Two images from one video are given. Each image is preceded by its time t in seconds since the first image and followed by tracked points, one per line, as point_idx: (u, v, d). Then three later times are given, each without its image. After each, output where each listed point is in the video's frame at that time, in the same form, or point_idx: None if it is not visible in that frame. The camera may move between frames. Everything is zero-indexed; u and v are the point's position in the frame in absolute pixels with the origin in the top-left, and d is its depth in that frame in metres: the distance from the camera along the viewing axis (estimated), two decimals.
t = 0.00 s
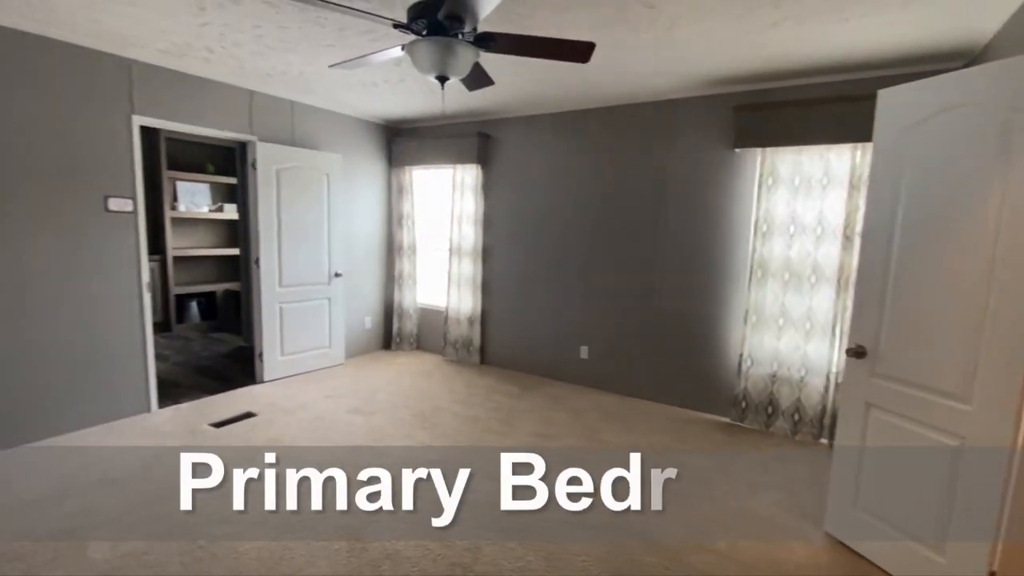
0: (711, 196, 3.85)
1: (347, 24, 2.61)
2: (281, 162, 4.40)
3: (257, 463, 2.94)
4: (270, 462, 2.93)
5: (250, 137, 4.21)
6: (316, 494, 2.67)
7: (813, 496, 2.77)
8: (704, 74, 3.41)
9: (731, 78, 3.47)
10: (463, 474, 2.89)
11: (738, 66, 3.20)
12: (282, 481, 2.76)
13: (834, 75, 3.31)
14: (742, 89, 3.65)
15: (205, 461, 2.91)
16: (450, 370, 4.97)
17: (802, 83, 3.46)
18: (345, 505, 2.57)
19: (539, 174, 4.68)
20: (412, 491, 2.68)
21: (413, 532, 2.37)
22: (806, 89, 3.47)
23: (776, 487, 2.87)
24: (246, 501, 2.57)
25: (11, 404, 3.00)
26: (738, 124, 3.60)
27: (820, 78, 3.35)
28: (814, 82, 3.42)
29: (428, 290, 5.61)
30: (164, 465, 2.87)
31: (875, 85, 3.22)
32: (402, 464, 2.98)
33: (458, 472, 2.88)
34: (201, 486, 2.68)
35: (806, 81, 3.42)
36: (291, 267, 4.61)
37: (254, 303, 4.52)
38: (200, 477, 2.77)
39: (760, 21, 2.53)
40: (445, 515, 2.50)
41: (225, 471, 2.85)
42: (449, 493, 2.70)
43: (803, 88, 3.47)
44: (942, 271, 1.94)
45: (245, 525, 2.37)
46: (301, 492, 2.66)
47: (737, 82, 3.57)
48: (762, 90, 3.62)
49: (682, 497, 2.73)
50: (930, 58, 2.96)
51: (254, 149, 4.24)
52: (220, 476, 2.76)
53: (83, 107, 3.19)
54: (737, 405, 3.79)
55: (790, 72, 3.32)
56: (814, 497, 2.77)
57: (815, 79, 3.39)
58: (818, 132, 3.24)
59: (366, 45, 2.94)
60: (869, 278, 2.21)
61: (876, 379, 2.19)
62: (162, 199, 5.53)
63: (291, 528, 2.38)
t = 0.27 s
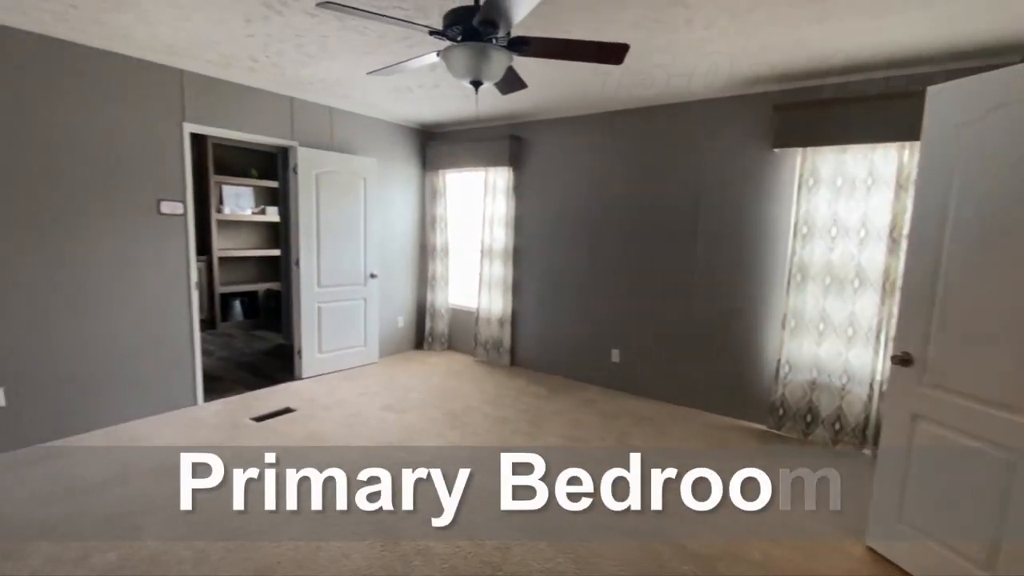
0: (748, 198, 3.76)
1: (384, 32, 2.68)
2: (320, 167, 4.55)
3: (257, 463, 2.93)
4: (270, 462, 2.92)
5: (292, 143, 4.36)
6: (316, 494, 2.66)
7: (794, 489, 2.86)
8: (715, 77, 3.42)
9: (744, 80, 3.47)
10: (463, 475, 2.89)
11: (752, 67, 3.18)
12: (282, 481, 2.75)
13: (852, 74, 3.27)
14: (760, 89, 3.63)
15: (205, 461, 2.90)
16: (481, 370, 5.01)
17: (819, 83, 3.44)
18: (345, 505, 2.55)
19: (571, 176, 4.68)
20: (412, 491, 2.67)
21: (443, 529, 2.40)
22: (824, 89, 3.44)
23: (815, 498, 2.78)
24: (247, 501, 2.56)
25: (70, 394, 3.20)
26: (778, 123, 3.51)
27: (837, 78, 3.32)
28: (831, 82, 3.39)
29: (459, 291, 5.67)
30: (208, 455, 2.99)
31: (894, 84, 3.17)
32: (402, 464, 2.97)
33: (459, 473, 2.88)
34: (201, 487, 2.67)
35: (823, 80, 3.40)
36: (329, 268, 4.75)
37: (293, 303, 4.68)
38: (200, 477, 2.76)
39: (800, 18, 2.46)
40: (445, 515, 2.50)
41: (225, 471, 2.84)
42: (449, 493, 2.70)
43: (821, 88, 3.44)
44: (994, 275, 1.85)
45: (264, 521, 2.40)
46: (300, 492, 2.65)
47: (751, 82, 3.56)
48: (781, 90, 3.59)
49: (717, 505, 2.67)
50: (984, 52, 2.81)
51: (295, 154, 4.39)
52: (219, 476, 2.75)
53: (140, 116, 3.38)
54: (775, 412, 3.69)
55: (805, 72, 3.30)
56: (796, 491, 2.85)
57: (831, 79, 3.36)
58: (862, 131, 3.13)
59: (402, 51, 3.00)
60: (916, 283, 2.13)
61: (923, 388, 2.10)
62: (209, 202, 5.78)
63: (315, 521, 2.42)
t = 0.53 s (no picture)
0: (783, 199, 3.68)
1: (417, 39, 2.75)
2: (354, 170, 4.66)
3: (257, 463, 2.91)
4: (271, 462, 2.90)
5: (327, 147, 4.49)
6: (316, 494, 2.63)
7: (785, 485, 2.90)
8: (718, 78, 3.43)
9: (745, 81, 3.50)
10: (463, 475, 2.90)
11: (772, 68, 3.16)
12: (282, 481, 2.72)
13: (854, 78, 3.29)
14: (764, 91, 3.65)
15: (206, 460, 2.88)
16: (508, 372, 5.04)
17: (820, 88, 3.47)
18: (346, 505, 2.53)
19: (601, 178, 4.66)
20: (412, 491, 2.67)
21: (470, 527, 2.42)
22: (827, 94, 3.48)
23: (852, 509, 2.69)
24: (247, 501, 2.53)
25: (120, 387, 3.38)
26: (815, 123, 3.42)
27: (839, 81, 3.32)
28: (832, 86, 3.42)
29: (487, 293, 5.72)
30: (246, 448, 3.10)
31: (891, 90, 3.19)
32: (402, 464, 2.96)
33: (458, 473, 2.88)
34: (201, 487, 2.64)
35: (824, 84, 3.42)
36: (362, 268, 4.86)
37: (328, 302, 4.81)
38: (201, 477, 2.73)
39: (839, 15, 2.40)
40: (445, 516, 2.49)
41: (226, 471, 2.82)
42: (450, 493, 2.70)
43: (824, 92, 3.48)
44: None
45: (294, 513, 2.45)
46: (301, 492, 2.63)
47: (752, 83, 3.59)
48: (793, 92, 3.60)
49: (749, 515, 2.61)
50: None
51: (330, 159, 4.52)
52: (219, 476, 2.72)
53: (187, 123, 3.55)
54: (810, 420, 3.60)
55: (806, 74, 3.31)
56: (788, 488, 2.90)
57: (832, 83, 3.39)
58: (904, 131, 3.03)
59: (434, 57, 3.06)
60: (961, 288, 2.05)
61: (968, 396, 2.02)
62: (249, 204, 6.00)
63: (333, 515, 2.46)
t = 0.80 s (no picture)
0: (817, 200, 3.59)
1: (446, 44, 2.79)
2: (385, 173, 4.76)
3: (257, 463, 2.91)
4: (271, 462, 2.91)
5: (358, 151, 4.59)
6: (316, 494, 2.63)
7: (786, 485, 2.92)
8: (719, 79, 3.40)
9: (745, 82, 3.48)
10: (463, 475, 2.90)
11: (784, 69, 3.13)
12: (282, 481, 2.73)
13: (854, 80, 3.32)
14: (762, 92, 3.65)
15: (205, 461, 2.88)
16: (533, 373, 5.05)
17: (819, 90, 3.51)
18: (345, 505, 2.53)
19: (628, 179, 4.64)
20: (412, 491, 2.66)
21: (495, 526, 2.44)
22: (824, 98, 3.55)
23: (887, 520, 2.61)
24: (247, 501, 2.53)
25: (162, 382, 3.53)
26: (851, 122, 3.33)
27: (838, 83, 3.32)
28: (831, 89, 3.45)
29: (513, 294, 5.74)
30: (279, 443, 3.19)
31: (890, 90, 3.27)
32: (402, 464, 2.97)
33: (458, 473, 2.89)
34: (201, 487, 2.63)
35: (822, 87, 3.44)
36: (391, 269, 4.96)
37: (358, 302, 4.91)
38: (201, 477, 2.73)
39: (877, 11, 2.34)
40: (445, 515, 2.49)
41: (226, 471, 2.82)
42: (450, 493, 2.71)
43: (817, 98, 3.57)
44: None
45: (293, 513, 2.45)
46: (300, 492, 2.63)
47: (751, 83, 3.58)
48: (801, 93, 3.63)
49: (778, 523, 2.56)
50: None
51: (361, 161, 4.62)
52: (220, 476, 2.72)
53: (225, 128, 3.68)
54: (845, 427, 3.49)
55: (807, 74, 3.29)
56: (788, 488, 2.92)
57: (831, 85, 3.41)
58: (947, 129, 2.92)
59: (462, 61, 3.11)
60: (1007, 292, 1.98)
61: (1013, 405, 1.95)
62: (283, 206, 6.17)
63: (332, 515, 2.46)
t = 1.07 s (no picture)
0: (850, 201, 3.50)
1: (471, 47, 2.83)
2: (410, 175, 4.83)
3: (257, 463, 2.90)
4: (271, 462, 2.91)
5: (385, 154, 4.67)
6: (316, 494, 2.62)
7: (785, 485, 2.93)
8: (720, 79, 3.38)
9: (746, 81, 3.47)
10: (463, 475, 2.89)
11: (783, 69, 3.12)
12: (281, 481, 2.72)
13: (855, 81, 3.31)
14: (763, 91, 3.64)
15: (205, 461, 2.88)
16: (556, 375, 5.04)
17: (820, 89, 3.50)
18: (345, 505, 2.52)
19: (653, 180, 4.59)
20: (412, 491, 2.66)
21: (516, 526, 2.45)
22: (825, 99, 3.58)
23: (920, 531, 2.52)
24: (247, 501, 2.51)
25: (196, 378, 3.65)
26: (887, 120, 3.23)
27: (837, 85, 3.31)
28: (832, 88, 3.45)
29: (536, 295, 5.74)
30: (306, 439, 3.26)
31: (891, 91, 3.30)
32: (402, 464, 2.97)
33: (458, 473, 2.88)
34: (201, 487, 2.62)
35: (823, 86, 3.44)
36: (416, 270, 5.02)
37: (383, 302, 4.99)
38: (201, 477, 2.72)
39: (913, 6, 2.27)
40: (445, 515, 2.48)
41: (225, 471, 2.81)
42: (450, 493, 2.70)
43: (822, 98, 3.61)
44: None
45: (292, 513, 2.43)
46: (301, 492, 2.62)
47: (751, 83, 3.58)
48: (806, 92, 3.64)
49: (807, 532, 2.49)
50: None
51: (388, 164, 4.70)
52: (219, 475, 2.71)
53: (257, 131, 3.79)
54: (879, 435, 3.38)
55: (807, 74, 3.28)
56: (788, 487, 2.93)
57: (831, 85, 3.40)
58: (989, 127, 2.81)
59: (487, 64, 3.13)
60: None
61: None
62: (312, 208, 6.32)
63: (333, 515, 2.45)
